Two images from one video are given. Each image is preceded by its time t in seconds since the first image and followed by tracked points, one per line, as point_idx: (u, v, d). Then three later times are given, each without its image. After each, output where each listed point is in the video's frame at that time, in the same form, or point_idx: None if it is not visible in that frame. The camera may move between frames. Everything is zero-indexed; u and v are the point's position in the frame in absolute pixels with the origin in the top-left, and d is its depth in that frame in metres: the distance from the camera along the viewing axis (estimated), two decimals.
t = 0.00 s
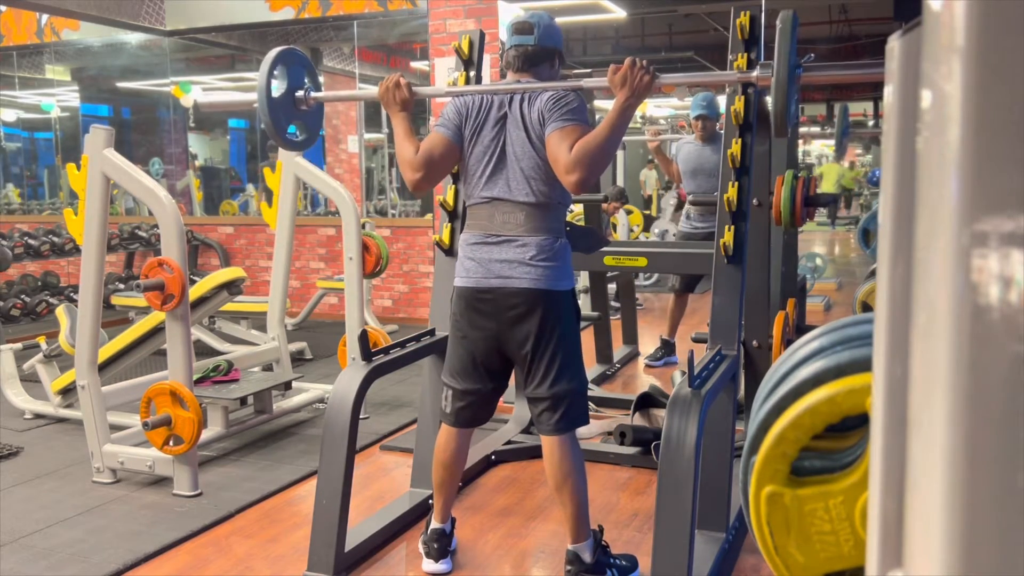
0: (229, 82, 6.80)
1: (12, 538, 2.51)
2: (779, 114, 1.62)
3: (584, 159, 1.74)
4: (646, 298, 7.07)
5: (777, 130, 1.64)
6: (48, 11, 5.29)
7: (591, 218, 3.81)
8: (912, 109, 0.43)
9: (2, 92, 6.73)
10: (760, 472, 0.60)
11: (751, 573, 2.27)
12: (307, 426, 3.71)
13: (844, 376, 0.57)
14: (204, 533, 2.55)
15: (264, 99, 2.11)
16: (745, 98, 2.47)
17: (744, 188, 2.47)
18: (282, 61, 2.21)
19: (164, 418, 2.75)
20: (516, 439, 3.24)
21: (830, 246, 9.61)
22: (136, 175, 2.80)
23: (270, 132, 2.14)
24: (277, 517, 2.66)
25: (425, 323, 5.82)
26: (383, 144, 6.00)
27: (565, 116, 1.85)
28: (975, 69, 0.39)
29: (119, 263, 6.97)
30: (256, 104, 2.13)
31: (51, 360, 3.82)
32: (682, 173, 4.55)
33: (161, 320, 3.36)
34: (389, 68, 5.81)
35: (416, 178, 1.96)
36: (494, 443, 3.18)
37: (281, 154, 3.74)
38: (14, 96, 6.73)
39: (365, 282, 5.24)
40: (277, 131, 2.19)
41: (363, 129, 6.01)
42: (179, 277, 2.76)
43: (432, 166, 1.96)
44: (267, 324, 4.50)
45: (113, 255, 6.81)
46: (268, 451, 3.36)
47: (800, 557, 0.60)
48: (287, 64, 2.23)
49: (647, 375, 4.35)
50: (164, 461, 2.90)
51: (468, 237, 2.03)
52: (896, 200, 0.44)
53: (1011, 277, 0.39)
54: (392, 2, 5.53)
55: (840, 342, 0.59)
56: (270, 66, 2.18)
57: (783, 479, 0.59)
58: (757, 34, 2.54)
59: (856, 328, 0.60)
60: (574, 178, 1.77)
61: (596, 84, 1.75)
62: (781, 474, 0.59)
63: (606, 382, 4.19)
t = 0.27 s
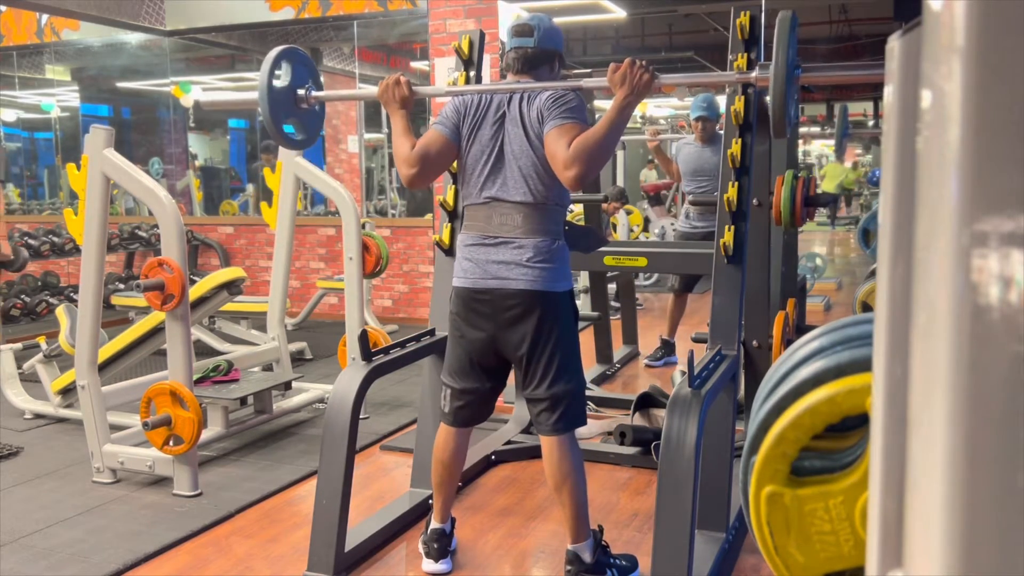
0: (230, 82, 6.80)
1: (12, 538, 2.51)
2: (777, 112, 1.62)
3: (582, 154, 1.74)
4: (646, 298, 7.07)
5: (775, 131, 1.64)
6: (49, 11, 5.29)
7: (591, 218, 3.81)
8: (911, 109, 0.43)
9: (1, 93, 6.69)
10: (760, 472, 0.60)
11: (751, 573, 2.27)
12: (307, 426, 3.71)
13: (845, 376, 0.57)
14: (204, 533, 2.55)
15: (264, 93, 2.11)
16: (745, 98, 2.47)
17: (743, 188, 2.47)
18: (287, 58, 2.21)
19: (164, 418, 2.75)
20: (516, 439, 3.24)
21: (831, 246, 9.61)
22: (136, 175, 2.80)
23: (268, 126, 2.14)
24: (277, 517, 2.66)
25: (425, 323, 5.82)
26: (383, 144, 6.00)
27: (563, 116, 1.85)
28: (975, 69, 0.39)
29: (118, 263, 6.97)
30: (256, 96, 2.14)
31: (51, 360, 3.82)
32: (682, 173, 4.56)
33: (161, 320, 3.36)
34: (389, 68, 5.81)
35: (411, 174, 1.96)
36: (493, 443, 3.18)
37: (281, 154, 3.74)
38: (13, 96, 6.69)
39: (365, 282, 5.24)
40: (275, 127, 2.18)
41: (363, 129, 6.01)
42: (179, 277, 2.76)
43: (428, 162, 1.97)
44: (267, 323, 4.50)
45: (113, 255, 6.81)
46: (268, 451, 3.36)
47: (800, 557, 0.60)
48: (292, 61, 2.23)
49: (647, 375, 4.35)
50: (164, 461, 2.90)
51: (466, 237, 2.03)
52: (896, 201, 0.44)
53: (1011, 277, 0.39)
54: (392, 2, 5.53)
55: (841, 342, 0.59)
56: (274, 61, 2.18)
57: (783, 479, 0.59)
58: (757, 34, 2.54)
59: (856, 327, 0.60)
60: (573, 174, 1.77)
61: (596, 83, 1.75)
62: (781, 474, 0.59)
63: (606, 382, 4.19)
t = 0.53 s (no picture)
0: (230, 83, 6.77)
1: (12, 538, 2.51)
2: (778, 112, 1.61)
3: (583, 153, 1.74)
4: (646, 298, 7.07)
5: (777, 130, 1.64)
6: (48, 11, 5.29)
7: (591, 218, 3.81)
8: (911, 109, 0.43)
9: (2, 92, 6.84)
10: (760, 472, 0.60)
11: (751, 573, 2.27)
12: (307, 426, 3.71)
13: (845, 376, 0.57)
14: (204, 533, 2.55)
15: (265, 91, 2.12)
16: (745, 98, 2.47)
17: (743, 188, 2.47)
18: (290, 58, 2.22)
19: (164, 418, 2.75)
20: (516, 439, 3.24)
21: (830, 245, 9.61)
22: (136, 175, 2.80)
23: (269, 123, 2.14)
24: (277, 517, 2.66)
25: (425, 323, 5.82)
26: (383, 144, 6.00)
27: (563, 116, 1.85)
28: (975, 70, 0.39)
29: (119, 263, 6.97)
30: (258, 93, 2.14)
31: (51, 360, 3.82)
32: (682, 173, 4.56)
33: (161, 320, 3.37)
34: (389, 68, 5.81)
35: (412, 176, 1.96)
36: (493, 443, 3.18)
37: (281, 154, 3.74)
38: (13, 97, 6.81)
39: (365, 282, 5.24)
40: (276, 125, 2.17)
41: (363, 129, 6.00)
42: (179, 277, 2.76)
43: (428, 164, 1.97)
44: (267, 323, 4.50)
45: (113, 254, 6.81)
46: (268, 450, 3.36)
47: (800, 557, 0.60)
48: (295, 63, 2.24)
49: (647, 375, 4.35)
50: (164, 461, 2.90)
51: (466, 238, 2.03)
52: (897, 201, 0.44)
53: (1012, 276, 0.39)
54: (392, 2, 5.53)
55: (841, 342, 0.59)
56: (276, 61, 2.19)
57: (783, 479, 0.59)
58: (757, 35, 2.54)
59: (856, 328, 0.60)
60: (574, 173, 1.77)
61: (597, 83, 1.75)
62: (781, 474, 0.59)
63: (606, 382, 4.19)
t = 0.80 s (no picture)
0: (230, 83, 6.72)
1: (12, 538, 2.51)
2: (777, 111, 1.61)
3: (584, 153, 1.74)
4: (646, 298, 7.07)
5: (778, 128, 1.64)
6: (48, 11, 5.29)
7: (591, 218, 3.80)
8: (911, 109, 0.43)
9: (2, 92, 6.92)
10: (759, 472, 0.60)
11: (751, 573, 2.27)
12: (307, 426, 3.71)
13: (845, 376, 0.57)
14: (204, 533, 2.55)
15: (267, 90, 2.12)
16: (745, 98, 2.47)
17: (743, 188, 2.46)
18: (291, 59, 2.22)
19: (164, 418, 2.75)
20: (516, 439, 3.24)
21: (831, 245, 9.61)
22: (136, 175, 2.80)
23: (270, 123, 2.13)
24: (277, 517, 2.66)
25: (425, 323, 5.83)
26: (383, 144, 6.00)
27: (563, 115, 1.85)
28: (974, 70, 0.39)
29: (118, 263, 6.97)
30: (259, 93, 2.13)
31: (51, 360, 3.82)
32: (682, 173, 4.56)
33: (161, 320, 3.36)
34: (389, 68, 5.81)
35: (412, 177, 1.97)
36: (493, 443, 3.18)
37: (281, 154, 3.74)
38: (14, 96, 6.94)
39: (365, 282, 5.24)
40: (277, 125, 2.17)
41: (363, 129, 6.01)
42: (179, 277, 2.76)
43: (428, 166, 1.97)
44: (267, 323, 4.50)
45: (113, 254, 6.81)
46: (268, 450, 3.36)
47: (800, 557, 0.60)
48: (296, 65, 2.24)
49: (647, 375, 4.35)
50: (164, 461, 2.90)
51: (466, 238, 2.03)
52: (896, 201, 0.44)
53: (1011, 277, 0.39)
54: (392, 2, 5.53)
55: (841, 342, 0.59)
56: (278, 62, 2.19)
57: (783, 479, 0.59)
58: (757, 34, 2.54)
59: (856, 328, 0.60)
60: (576, 173, 1.77)
61: (598, 82, 1.75)
62: (781, 474, 0.59)
63: (606, 382, 4.19)
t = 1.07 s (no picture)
0: (230, 83, 6.76)
1: (12, 538, 2.51)
2: (776, 109, 1.61)
3: (583, 152, 1.74)
4: (646, 298, 7.07)
5: (777, 125, 1.64)
6: (48, 11, 5.29)
7: (591, 218, 3.80)
8: (911, 109, 0.43)
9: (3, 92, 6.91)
10: (760, 472, 0.60)
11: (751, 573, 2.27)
12: (307, 426, 3.71)
13: (844, 376, 0.57)
14: (204, 533, 2.55)
15: (267, 92, 2.12)
16: (745, 98, 2.47)
17: (744, 188, 2.46)
18: (292, 61, 2.22)
19: (164, 418, 2.75)
20: (516, 439, 3.24)
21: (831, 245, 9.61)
22: (136, 175, 2.80)
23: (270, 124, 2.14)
24: (277, 517, 2.66)
25: (425, 323, 5.83)
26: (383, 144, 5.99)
27: (562, 114, 1.85)
28: (974, 70, 0.39)
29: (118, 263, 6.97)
30: (259, 96, 2.13)
31: (51, 360, 3.82)
32: (682, 174, 4.56)
33: (161, 320, 3.36)
34: (389, 68, 5.80)
35: (411, 177, 1.97)
36: (493, 443, 3.18)
37: (281, 154, 3.74)
38: (14, 96, 6.85)
39: (365, 282, 5.24)
40: (276, 127, 2.17)
41: (363, 129, 6.01)
42: (179, 277, 2.76)
43: (427, 165, 1.98)
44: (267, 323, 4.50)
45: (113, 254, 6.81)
46: (268, 451, 3.36)
47: (800, 557, 0.60)
48: (297, 66, 2.25)
49: (647, 375, 4.35)
50: (164, 461, 2.90)
51: (465, 237, 2.03)
52: (897, 201, 0.44)
53: (1012, 277, 0.39)
54: (392, 2, 5.54)
55: (841, 342, 0.59)
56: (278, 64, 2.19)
57: (783, 479, 0.59)
58: (757, 34, 2.54)
59: (856, 328, 0.60)
60: (574, 172, 1.77)
61: (596, 81, 1.75)
62: (781, 474, 0.59)
63: (606, 382, 4.19)
